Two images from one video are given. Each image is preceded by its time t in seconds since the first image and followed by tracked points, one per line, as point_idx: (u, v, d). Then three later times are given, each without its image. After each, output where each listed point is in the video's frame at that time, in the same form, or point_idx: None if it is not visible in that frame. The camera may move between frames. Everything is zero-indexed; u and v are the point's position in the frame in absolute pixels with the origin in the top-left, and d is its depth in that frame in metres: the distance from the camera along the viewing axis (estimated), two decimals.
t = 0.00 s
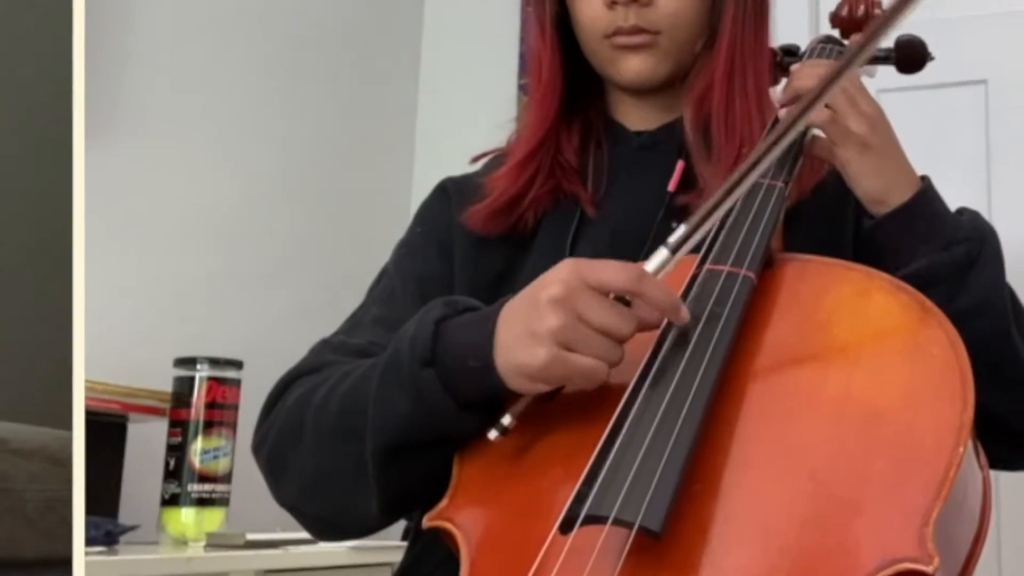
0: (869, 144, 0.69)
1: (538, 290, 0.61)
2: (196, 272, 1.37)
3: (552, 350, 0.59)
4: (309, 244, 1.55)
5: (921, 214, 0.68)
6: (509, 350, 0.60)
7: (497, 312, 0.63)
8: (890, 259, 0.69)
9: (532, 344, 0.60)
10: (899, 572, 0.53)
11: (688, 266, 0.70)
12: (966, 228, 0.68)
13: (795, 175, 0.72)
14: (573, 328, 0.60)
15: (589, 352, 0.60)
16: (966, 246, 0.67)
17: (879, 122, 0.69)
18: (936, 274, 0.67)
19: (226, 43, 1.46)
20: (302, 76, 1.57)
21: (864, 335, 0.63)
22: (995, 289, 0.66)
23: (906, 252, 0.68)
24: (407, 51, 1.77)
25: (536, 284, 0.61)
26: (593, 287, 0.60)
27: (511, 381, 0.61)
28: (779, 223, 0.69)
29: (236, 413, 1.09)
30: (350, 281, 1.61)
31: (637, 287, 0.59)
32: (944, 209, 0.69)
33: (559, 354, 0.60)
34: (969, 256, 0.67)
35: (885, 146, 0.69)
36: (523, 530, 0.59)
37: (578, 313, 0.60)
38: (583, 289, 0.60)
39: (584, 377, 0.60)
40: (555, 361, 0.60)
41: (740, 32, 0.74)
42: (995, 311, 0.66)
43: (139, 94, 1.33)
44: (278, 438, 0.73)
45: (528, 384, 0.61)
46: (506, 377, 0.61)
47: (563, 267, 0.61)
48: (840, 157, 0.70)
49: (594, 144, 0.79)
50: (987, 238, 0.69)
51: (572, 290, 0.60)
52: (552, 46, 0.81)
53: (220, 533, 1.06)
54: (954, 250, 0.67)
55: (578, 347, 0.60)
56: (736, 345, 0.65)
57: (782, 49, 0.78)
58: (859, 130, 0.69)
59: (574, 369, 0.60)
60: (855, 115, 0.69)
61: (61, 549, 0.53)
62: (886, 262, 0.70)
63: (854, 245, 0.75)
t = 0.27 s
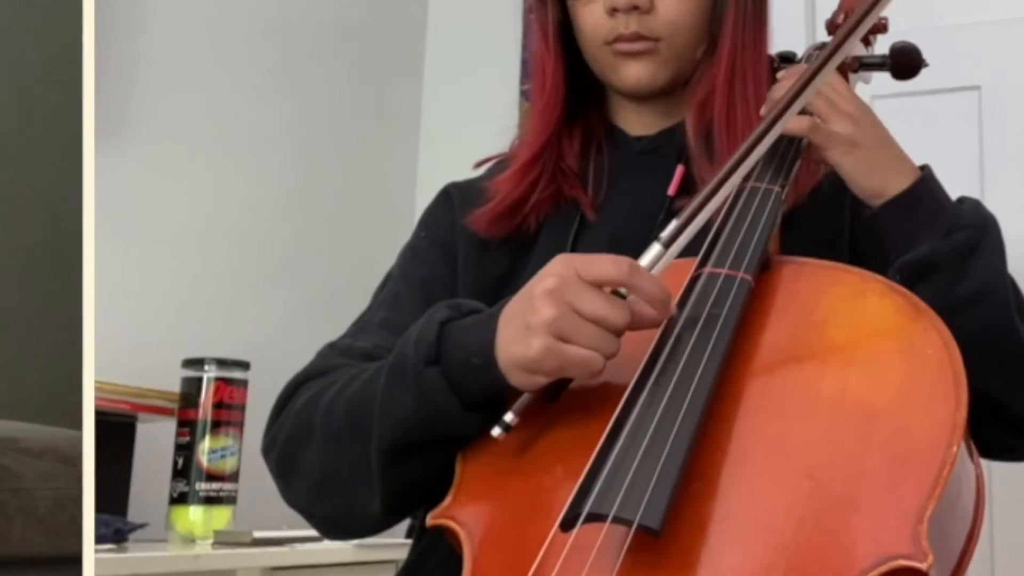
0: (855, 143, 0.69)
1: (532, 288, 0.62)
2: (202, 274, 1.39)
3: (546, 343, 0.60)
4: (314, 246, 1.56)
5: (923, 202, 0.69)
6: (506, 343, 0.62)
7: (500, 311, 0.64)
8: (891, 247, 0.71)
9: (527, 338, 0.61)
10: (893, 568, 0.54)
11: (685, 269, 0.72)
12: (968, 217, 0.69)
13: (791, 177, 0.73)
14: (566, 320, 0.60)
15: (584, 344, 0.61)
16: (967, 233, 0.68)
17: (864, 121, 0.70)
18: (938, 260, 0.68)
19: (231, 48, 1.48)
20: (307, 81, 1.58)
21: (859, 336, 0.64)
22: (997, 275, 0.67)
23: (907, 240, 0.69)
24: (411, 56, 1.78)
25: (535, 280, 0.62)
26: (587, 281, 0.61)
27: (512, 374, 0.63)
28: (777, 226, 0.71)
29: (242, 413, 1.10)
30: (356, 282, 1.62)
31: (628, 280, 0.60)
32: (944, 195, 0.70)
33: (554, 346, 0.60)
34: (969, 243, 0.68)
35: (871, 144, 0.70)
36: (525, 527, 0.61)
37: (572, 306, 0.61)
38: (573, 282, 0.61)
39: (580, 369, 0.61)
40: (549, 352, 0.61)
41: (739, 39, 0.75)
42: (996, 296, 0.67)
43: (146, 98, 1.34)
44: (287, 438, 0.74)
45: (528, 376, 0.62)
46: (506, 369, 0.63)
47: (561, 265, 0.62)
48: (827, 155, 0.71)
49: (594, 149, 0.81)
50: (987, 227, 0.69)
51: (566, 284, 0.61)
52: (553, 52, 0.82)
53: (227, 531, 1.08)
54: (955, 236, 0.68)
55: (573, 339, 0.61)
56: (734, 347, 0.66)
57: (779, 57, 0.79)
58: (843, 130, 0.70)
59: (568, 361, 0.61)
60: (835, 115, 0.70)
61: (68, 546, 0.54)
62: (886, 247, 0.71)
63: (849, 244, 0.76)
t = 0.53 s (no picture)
0: (847, 141, 0.71)
1: (538, 293, 0.64)
2: (210, 276, 1.40)
3: (552, 348, 0.62)
4: (320, 248, 1.57)
5: (920, 197, 0.70)
6: (512, 347, 0.63)
7: (505, 316, 0.65)
8: (890, 243, 0.71)
9: (533, 342, 0.62)
10: (890, 566, 0.55)
11: (684, 274, 0.73)
12: (964, 211, 0.70)
13: (789, 184, 0.75)
14: (571, 325, 0.62)
15: (589, 348, 0.62)
16: (964, 227, 0.69)
17: (857, 121, 0.72)
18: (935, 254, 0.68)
19: (238, 51, 1.49)
20: (312, 84, 1.60)
21: (856, 340, 0.66)
22: (994, 267, 0.68)
23: (905, 234, 0.70)
24: (416, 60, 1.80)
25: (540, 287, 0.64)
26: (591, 287, 0.62)
27: (517, 378, 0.64)
28: (776, 231, 0.72)
29: (250, 413, 1.12)
30: (361, 284, 1.63)
31: (634, 293, 0.62)
32: (940, 189, 0.71)
33: (560, 350, 0.62)
34: (967, 236, 0.69)
35: (863, 140, 0.71)
36: (528, 527, 0.62)
37: (577, 311, 0.62)
38: (579, 288, 0.62)
39: (586, 373, 0.62)
40: (555, 356, 0.62)
41: (734, 48, 0.76)
42: (993, 289, 0.67)
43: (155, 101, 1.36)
44: (294, 440, 0.75)
45: (533, 379, 0.63)
46: (511, 373, 0.64)
47: (565, 271, 0.64)
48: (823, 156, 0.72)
49: (594, 156, 0.82)
50: (984, 221, 0.70)
51: (572, 291, 0.62)
52: (552, 63, 0.83)
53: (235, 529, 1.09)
54: (952, 230, 0.69)
55: (578, 343, 0.62)
56: (732, 350, 0.67)
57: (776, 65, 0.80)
58: (836, 131, 0.72)
59: (575, 365, 0.62)
60: (826, 117, 0.72)
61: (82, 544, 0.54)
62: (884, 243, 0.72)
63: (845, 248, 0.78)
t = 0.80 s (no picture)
0: (840, 151, 0.72)
1: (539, 303, 0.65)
2: (218, 279, 1.41)
3: (555, 355, 0.63)
4: (327, 252, 1.59)
5: (909, 214, 0.71)
6: (516, 356, 0.64)
7: (507, 324, 0.66)
8: (882, 258, 0.72)
9: (535, 351, 0.63)
10: (888, 566, 0.56)
11: (686, 279, 0.74)
12: (952, 227, 0.71)
13: (789, 191, 0.76)
14: (574, 333, 0.63)
15: (593, 355, 0.64)
16: (952, 243, 0.70)
17: (853, 132, 0.73)
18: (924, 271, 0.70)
19: (245, 57, 1.50)
20: (318, 89, 1.61)
21: (855, 345, 0.67)
22: (983, 282, 0.69)
23: (896, 250, 0.71)
24: (420, 66, 1.81)
25: (541, 296, 0.65)
26: (590, 294, 0.63)
27: (522, 385, 0.65)
28: (776, 236, 0.73)
29: (259, 415, 1.13)
30: (367, 287, 1.65)
31: (620, 290, 0.62)
32: (928, 204, 0.72)
33: (563, 357, 0.63)
34: (955, 252, 0.70)
35: (855, 152, 0.72)
36: (532, 528, 0.63)
37: (580, 319, 0.63)
38: (579, 295, 0.63)
39: (589, 378, 0.63)
40: (559, 364, 0.63)
41: (733, 56, 0.78)
42: (982, 302, 0.69)
43: (162, 107, 1.37)
44: (303, 441, 0.77)
45: (539, 386, 0.65)
46: (517, 381, 0.65)
47: (564, 280, 0.65)
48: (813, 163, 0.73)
49: (596, 163, 0.83)
50: (974, 236, 0.71)
51: (572, 298, 0.63)
52: (555, 73, 0.85)
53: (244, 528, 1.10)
54: (940, 247, 0.70)
55: (582, 349, 0.63)
56: (733, 354, 0.68)
57: (776, 75, 0.82)
58: (830, 140, 0.72)
59: (579, 371, 0.63)
60: (824, 126, 0.73)
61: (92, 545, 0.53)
62: (876, 257, 0.73)
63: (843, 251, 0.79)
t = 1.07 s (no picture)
0: (846, 164, 0.73)
1: (543, 304, 0.66)
2: (227, 283, 1.43)
3: (558, 356, 0.64)
4: (333, 256, 1.60)
5: (903, 230, 0.73)
6: (519, 357, 0.65)
7: (511, 326, 0.68)
8: (873, 272, 0.74)
9: (538, 352, 0.65)
10: (884, 564, 0.57)
11: (687, 282, 0.75)
12: (945, 245, 0.73)
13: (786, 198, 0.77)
14: (577, 335, 0.64)
15: (594, 357, 0.65)
16: (944, 260, 0.72)
17: (858, 147, 0.74)
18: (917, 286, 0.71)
19: (253, 64, 1.52)
20: (325, 96, 1.63)
21: (851, 347, 0.68)
22: (972, 300, 0.71)
23: (889, 265, 0.73)
24: (425, 72, 1.83)
25: (546, 299, 0.67)
26: (596, 299, 0.65)
27: (524, 387, 0.66)
28: (774, 241, 0.74)
29: (268, 416, 1.15)
30: (373, 291, 1.66)
31: (633, 298, 0.63)
32: (923, 222, 0.74)
33: (565, 358, 0.64)
34: (947, 268, 0.72)
35: (861, 167, 0.73)
36: (535, 528, 0.64)
37: (582, 321, 0.65)
38: (582, 298, 0.65)
39: (589, 380, 0.65)
40: (561, 365, 0.64)
41: (733, 65, 0.79)
42: (970, 320, 0.70)
43: (173, 113, 1.38)
44: (311, 442, 0.78)
45: (541, 388, 0.66)
46: (519, 383, 0.66)
47: (568, 283, 0.66)
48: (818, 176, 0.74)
49: (598, 169, 0.84)
50: (965, 254, 0.73)
51: (576, 301, 0.65)
52: (558, 81, 0.86)
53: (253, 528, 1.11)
54: (932, 263, 0.72)
55: (584, 352, 0.65)
56: (732, 357, 0.69)
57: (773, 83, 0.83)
58: (837, 151, 0.73)
59: (580, 372, 0.65)
60: (834, 137, 0.74)
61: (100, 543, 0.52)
62: (868, 270, 0.75)
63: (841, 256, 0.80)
